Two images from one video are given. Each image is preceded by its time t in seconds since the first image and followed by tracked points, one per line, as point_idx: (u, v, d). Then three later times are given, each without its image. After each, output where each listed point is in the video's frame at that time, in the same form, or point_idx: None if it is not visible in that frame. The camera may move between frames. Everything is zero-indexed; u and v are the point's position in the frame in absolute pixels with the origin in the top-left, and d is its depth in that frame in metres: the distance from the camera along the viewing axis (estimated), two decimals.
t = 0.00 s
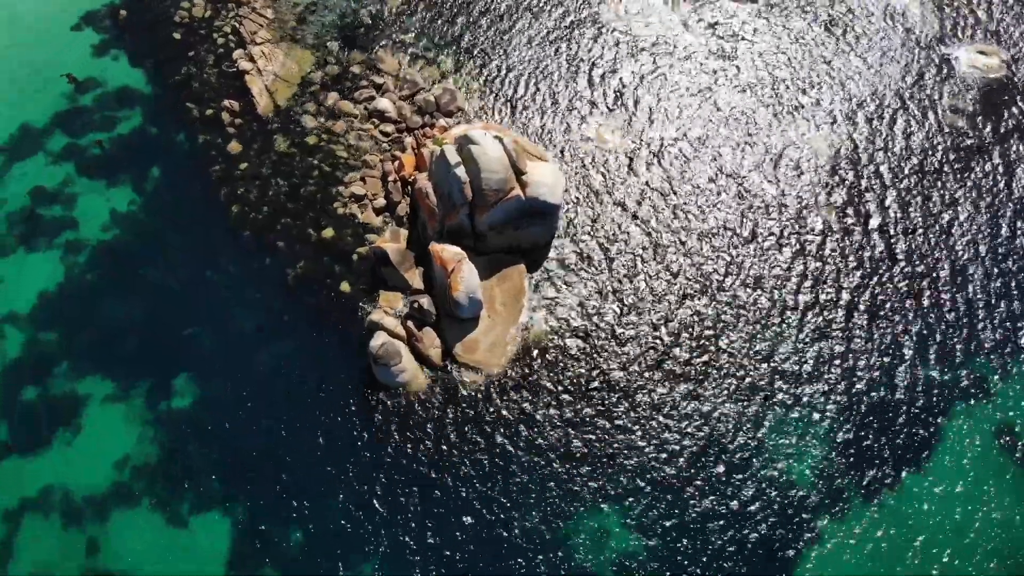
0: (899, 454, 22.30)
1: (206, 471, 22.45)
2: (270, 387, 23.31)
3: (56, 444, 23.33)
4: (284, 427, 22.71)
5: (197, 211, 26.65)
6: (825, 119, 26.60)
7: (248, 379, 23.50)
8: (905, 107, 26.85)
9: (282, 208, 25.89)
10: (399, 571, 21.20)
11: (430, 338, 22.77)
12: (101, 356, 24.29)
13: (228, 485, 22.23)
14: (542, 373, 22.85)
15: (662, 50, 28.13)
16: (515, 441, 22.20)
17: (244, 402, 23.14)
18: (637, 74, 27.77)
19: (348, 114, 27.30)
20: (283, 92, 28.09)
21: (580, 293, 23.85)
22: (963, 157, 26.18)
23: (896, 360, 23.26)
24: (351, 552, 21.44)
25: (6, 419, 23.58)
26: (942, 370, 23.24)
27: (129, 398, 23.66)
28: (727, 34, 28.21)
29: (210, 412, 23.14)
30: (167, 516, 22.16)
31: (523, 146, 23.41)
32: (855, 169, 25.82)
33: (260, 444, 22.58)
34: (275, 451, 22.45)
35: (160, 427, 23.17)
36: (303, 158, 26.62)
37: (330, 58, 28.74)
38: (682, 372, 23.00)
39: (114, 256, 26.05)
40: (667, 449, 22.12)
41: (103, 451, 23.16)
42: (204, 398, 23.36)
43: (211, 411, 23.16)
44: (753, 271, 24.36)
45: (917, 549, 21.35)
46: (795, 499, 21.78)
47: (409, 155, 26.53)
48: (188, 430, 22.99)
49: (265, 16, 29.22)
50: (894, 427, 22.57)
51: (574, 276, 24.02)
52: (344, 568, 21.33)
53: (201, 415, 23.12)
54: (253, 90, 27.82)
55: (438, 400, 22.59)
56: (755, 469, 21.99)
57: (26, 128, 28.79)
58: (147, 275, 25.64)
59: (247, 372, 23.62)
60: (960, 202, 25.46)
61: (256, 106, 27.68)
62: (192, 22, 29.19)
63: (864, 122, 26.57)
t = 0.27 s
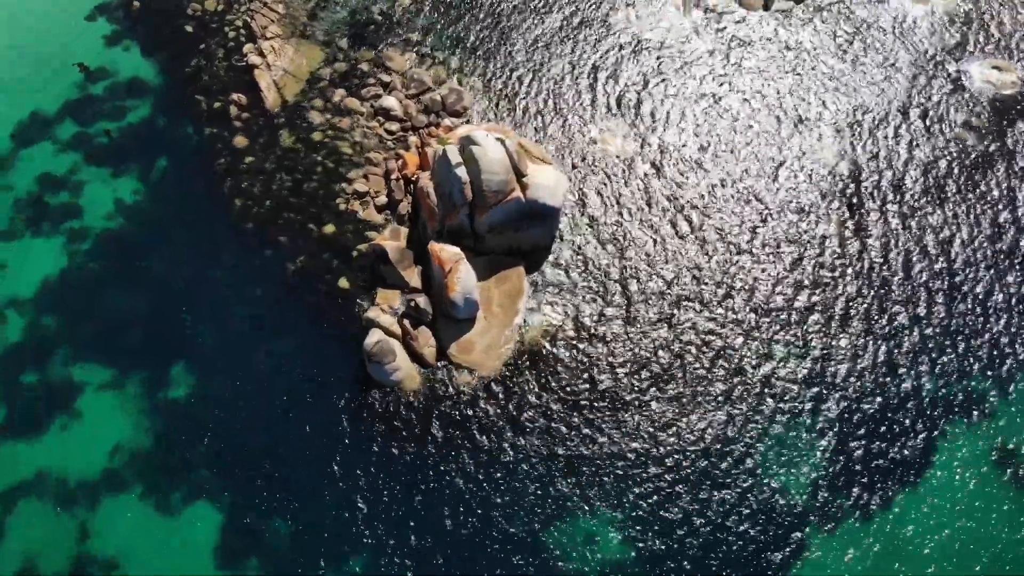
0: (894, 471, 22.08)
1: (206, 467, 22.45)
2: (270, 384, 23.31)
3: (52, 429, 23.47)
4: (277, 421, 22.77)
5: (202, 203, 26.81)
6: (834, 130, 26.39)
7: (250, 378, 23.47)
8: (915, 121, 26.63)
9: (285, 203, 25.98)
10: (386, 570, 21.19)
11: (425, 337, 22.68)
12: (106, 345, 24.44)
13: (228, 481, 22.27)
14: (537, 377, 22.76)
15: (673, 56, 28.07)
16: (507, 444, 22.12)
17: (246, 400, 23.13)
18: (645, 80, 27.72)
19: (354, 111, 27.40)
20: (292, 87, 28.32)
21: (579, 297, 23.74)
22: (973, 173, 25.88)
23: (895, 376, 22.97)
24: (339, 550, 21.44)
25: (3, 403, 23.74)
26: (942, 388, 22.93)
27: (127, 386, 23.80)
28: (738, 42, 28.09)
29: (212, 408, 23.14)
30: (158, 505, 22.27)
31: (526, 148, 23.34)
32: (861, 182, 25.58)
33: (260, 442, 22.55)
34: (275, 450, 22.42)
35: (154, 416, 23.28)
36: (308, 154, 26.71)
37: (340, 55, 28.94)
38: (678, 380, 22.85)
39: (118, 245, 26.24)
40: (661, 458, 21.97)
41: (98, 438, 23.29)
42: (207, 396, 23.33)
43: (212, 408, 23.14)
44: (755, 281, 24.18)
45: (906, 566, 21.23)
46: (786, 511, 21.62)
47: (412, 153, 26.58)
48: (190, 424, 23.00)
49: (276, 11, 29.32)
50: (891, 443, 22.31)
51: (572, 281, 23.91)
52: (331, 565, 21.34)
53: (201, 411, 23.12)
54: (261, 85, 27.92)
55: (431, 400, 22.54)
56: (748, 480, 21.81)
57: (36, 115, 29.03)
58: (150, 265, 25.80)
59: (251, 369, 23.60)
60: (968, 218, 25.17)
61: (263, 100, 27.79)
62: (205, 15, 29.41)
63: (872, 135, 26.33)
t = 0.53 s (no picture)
0: (888, 492, 21.86)
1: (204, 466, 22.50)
2: (269, 382, 23.39)
3: (49, 419, 23.63)
4: (271, 419, 22.86)
5: (207, 200, 27.00)
6: (843, 146, 26.21)
7: (251, 377, 23.52)
8: (925, 139, 26.47)
9: (289, 202, 26.12)
10: None
11: (421, 341, 22.71)
12: (109, 340, 24.56)
13: (226, 477, 22.34)
14: (531, 385, 22.71)
15: (682, 68, 28.11)
16: (499, 451, 22.07)
17: (246, 399, 23.20)
18: (653, 90, 27.76)
19: (361, 114, 27.57)
20: (300, 87, 28.42)
21: (577, 305, 23.69)
22: (982, 193, 25.65)
23: (893, 396, 22.72)
24: (326, 552, 21.41)
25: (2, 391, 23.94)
26: (941, 410, 22.66)
27: (125, 379, 23.95)
28: (749, 56, 28.11)
29: (213, 406, 23.21)
30: (149, 499, 22.38)
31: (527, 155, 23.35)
32: (867, 198, 25.40)
33: (260, 441, 22.61)
34: (276, 450, 22.46)
35: (150, 410, 23.42)
36: (313, 154, 26.84)
37: (349, 56, 29.07)
38: (675, 392, 22.72)
39: (123, 238, 26.46)
40: (653, 470, 21.82)
41: (94, 429, 23.42)
42: (207, 393, 23.41)
43: (213, 405, 23.23)
44: (756, 295, 24.06)
45: None
46: (777, 529, 21.43)
47: (416, 157, 26.73)
48: (188, 421, 23.11)
49: (289, 12, 29.57)
50: (886, 464, 22.07)
51: (571, 289, 23.86)
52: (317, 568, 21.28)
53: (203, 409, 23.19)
54: (270, 84, 28.15)
55: (425, 403, 22.55)
56: (739, 495, 21.65)
57: (48, 108, 29.33)
58: (154, 260, 26.01)
59: (251, 368, 23.68)
60: (974, 239, 24.93)
61: (271, 100, 28.01)
62: (217, 14, 29.56)
63: (880, 152, 26.16)
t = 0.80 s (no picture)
0: (883, 516, 21.52)
1: (199, 463, 22.53)
2: (268, 382, 23.46)
3: (46, 410, 23.81)
4: (265, 419, 22.92)
5: (212, 199, 27.19)
6: (850, 164, 26.03)
7: (251, 377, 23.59)
8: (934, 161, 26.23)
9: (292, 203, 26.24)
10: None
11: (417, 346, 22.64)
12: (114, 336, 24.72)
13: (224, 476, 22.34)
14: (526, 394, 22.62)
15: (692, 82, 28.07)
16: (491, 459, 21.99)
17: (244, 398, 23.26)
18: (662, 101, 27.74)
19: (368, 118, 27.71)
20: (310, 90, 28.68)
21: (575, 316, 23.61)
22: (989, 217, 25.40)
23: (892, 418, 22.43)
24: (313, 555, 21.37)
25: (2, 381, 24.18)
26: (941, 435, 22.32)
27: (123, 373, 24.09)
28: (759, 71, 28.07)
29: (211, 404, 23.27)
30: (141, 494, 22.45)
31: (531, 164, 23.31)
32: (872, 217, 25.21)
33: (258, 440, 22.64)
34: (272, 450, 22.46)
35: (146, 405, 23.53)
36: (319, 157, 27.02)
37: (360, 61, 29.27)
38: (671, 407, 22.53)
39: (129, 234, 26.70)
40: (645, 485, 21.63)
41: (90, 422, 23.55)
42: (206, 391, 23.50)
43: (213, 404, 23.29)
44: (757, 312, 23.87)
45: None
46: (768, 549, 21.14)
47: (421, 162, 26.71)
48: (187, 420, 23.13)
49: (302, 14, 29.85)
50: (882, 487, 21.77)
51: (569, 300, 23.80)
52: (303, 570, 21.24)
53: (204, 408, 23.22)
54: (279, 85, 28.30)
55: (418, 409, 22.52)
56: (731, 514, 21.37)
57: (60, 102, 29.68)
58: (158, 256, 26.21)
59: (250, 368, 23.75)
60: (980, 263, 24.65)
61: (280, 101, 28.19)
62: (231, 15, 29.97)
63: (888, 170, 25.97)
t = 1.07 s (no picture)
0: (877, 540, 21.18)
1: (197, 463, 22.55)
2: (269, 382, 23.50)
3: (45, 402, 23.97)
4: (259, 418, 22.99)
5: (219, 197, 27.39)
6: (857, 183, 25.89)
7: (252, 377, 23.65)
8: (942, 183, 26.04)
9: (296, 204, 26.37)
10: None
11: (412, 350, 22.63)
12: (117, 334, 24.84)
13: (226, 476, 22.32)
14: (521, 403, 22.55)
15: (701, 96, 28.11)
16: (483, 467, 21.89)
17: (246, 399, 23.30)
18: (669, 112, 27.82)
19: (376, 122, 27.96)
20: (319, 92, 28.99)
21: (573, 327, 23.53)
22: (995, 241, 25.16)
23: (890, 438, 22.14)
24: (302, 557, 21.27)
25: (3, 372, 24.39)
26: (939, 460, 22.00)
27: (122, 367, 24.25)
28: (768, 88, 28.13)
29: (213, 403, 23.33)
30: (133, 489, 22.51)
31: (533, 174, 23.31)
32: (876, 235, 25.08)
33: (259, 441, 22.65)
34: (271, 451, 22.47)
35: (143, 401, 23.64)
36: (325, 159, 27.17)
37: (370, 65, 29.51)
38: (667, 420, 22.33)
39: (135, 230, 26.92)
40: (636, 497, 21.42)
41: (88, 415, 23.68)
42: (208, 390, 23.57)
43: (216, 405, 23.34)
44: (757, 328, 23.68)
45: None
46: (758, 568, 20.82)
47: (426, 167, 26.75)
48: (189, 421, 23.14)
49: (315, 18, 30.37)
50: (877, 510, 21.43)
51: (568, 309, 23.74)
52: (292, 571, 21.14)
53: (207, 409, 23.24)
54: (289, 87, 28.60)
55: (412, 414, 22.47)
56: (722, 531, 21.12)
57: (74, 97, 30.02)
58: (164, 253, 26.42)
59: (251, 367, 23.81)
60: (986, 287, 24.38)
61: (290, 103, 28.39)
62: (245, 17, 30.49)
63: (894, 188, 25.84)
